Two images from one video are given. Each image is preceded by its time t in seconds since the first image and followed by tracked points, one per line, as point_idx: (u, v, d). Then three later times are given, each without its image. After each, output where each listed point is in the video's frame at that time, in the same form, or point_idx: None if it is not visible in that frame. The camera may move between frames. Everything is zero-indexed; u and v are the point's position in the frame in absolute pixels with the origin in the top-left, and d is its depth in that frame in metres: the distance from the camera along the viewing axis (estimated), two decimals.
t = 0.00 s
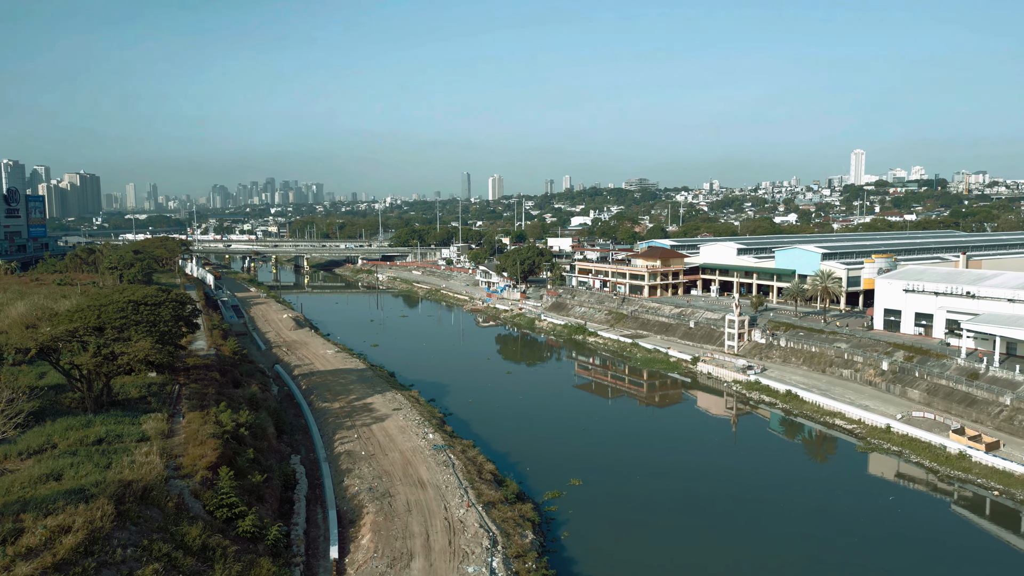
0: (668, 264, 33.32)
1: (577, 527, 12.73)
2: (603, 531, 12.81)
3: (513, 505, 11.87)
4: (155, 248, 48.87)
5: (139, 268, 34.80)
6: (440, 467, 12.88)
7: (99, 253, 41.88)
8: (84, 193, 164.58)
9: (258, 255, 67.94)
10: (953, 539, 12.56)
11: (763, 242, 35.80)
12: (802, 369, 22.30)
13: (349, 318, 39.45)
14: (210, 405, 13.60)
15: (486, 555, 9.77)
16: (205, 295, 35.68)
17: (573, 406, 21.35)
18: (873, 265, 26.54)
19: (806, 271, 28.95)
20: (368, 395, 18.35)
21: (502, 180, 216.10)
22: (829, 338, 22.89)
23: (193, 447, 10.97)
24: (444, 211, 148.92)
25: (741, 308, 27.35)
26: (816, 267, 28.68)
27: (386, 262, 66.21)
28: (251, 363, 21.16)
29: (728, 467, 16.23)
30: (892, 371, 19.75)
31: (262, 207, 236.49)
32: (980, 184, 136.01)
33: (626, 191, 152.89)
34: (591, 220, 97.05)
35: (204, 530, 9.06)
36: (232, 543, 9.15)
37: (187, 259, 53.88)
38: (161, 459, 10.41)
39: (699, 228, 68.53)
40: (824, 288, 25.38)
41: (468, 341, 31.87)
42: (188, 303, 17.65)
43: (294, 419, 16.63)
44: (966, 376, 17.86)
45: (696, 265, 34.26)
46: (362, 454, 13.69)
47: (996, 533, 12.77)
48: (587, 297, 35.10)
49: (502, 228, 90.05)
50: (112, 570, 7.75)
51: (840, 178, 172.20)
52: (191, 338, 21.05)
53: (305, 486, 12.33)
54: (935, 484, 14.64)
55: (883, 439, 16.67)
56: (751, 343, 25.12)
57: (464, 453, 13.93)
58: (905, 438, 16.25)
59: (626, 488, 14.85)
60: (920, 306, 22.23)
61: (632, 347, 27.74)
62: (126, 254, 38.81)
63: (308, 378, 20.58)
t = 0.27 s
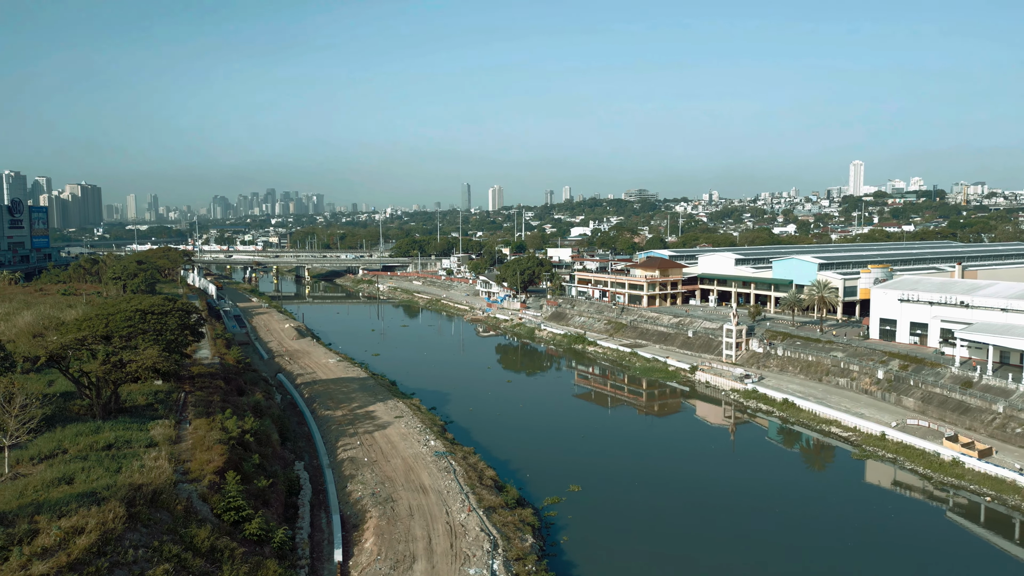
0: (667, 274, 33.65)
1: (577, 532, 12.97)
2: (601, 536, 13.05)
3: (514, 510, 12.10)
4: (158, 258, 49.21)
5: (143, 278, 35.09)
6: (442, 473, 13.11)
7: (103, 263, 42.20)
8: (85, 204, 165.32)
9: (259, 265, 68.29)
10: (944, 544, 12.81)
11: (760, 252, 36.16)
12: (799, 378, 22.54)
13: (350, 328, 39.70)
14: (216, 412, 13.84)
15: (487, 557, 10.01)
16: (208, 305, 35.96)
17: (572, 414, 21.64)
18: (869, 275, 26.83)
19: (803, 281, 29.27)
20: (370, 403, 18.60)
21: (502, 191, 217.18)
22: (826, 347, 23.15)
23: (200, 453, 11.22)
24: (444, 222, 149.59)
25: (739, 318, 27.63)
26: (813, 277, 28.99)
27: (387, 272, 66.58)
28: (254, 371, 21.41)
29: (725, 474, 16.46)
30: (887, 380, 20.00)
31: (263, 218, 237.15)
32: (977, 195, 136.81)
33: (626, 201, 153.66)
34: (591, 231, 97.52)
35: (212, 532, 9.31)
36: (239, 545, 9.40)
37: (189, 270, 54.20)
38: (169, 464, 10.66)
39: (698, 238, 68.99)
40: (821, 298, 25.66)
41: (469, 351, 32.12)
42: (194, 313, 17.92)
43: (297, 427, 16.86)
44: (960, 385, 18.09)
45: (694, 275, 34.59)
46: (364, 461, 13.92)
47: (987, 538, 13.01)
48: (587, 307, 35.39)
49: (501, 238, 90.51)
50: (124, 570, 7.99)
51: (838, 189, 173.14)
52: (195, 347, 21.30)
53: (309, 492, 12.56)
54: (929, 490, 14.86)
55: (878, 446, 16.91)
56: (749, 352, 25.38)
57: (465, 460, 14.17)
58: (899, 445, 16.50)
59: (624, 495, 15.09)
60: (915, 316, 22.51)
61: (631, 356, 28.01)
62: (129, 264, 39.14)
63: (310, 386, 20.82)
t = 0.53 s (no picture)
0: (666, 284, 33.95)
1: (576, 539, 13.23)
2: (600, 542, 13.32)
3: (514, 515, 12.33)
4: (160, 269, 49.55)
5: (146, 288, 35.36)
6: (443, 479, 13.34)
7: (106, 274, 42.51)
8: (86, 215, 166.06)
9: (261, 276, 68.63)
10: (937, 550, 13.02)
11: (758, 262, 36.48)
12: (796, 387, 22.77)
13: (351, 338, 39.93)
14: (221, 420, 14.08)
15: (489, 560, 10.25)
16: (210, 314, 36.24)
17: (571, 422, 21.93)
18: (865, 285, 27.12)
19: (800, 291, 29.56)
20: (372, 411, 18.84)
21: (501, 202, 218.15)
22: (822, 356, 23.41)
23: (207, 458, 11.47)
24: (445, 232, 150.11)
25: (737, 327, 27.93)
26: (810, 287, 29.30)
27: (387, 283, 66.93)
28: (258, 380, 21.65)
29: (723, 482, 16.70)
30: (883, 389, 20.24)
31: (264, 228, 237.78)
32: (975, 206, 137.31)
33: (625, 212, 154.32)
34: (590, 241, 97.88)
35: (220, 534, 9.55)
36: (247, 547, 9.65)
37: (191, 280, 54.52)
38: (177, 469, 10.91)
39: (697, 248, 69.37)
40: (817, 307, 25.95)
41: (469, 360, 32.36)
42: (199, 322, 18.18)
43: (301, 434, 17.09)
44: (954, 393, 18.33)
45: (693, 285, 34.89)
46: (367, 467, 14.16)
47: (978, 543, 13.25)
48: (586, 317, 35.68)
49: (501, 248, 90.94)
50: (136, 570, 8.23)
51: (837, 200, 173.83)
52: (199, 356, 21.55)
53: (313, 497, 12.80)
54: (922, 497, 15.11)
55: (873, 454, 17.16)
56: (746, 361, 25.63)
57: (466, 466, 14.41)
58: (894, 453, 16.74)
59: (623, 503, 15.34)
60: (910, 325, 22.78)
61: (630, 365, 28.27)
62: (132, 275, 39.45)
63: (313, 395, 21.07)
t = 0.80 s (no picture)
0: (664, 293, 34.23)
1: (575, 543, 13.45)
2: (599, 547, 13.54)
3: (514, 519, 12.56)
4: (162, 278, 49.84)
5: (149, 298, 35.61)
6: (445, 485, 13.57)
7: (109, 283, 42.80)
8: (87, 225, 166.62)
9: (262, 285, 68.93)
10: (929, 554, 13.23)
11: (756, 272, 36.77)
12: (793, 395, 23.00)
13: (352, 347, 40.15)
14: (226, 426, 14.33)
15: (490, 562, 10.50)
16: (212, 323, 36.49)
17: (570, 430, 22.19)
18: (861, 294, 27.42)
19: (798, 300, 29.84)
20: (374, 418, 19.08)
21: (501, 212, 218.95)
22: (819, 365, 23.67)
23: (214, 463, 11.73)
24: (445, 242, 150.61)
25: (734, 336, 28.21)
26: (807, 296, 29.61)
27: (388, 292, 67.23)
28: (261, 388, 21.89)
29: (720, 488, 16.93)
30: (878, 397, 20.48)
31: (264, 238, 238.37)
32: (973, 216, 138.03)
33: (624, 222, 154.98)
34: (590, 251, 98.23)
35: (227, 536, 9.80)
36: (253, 549, 9.89)
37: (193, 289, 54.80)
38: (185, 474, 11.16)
39: (696, 258, 69.76)
40: (814, 316, 26.23)
41: (469, 369, 32.58)
42: (204, 330, 18.45)
43: (304, 441, 17.32)
44: (948, 401, 18.57)
45: (691, 294, 35.17)
46: (369, 473, 14.40)
47: (970, 547, 13.49)
48: (586, 326, 35.97)
49: (501, 258, 91.32)
50: (147, 570, 8.47)
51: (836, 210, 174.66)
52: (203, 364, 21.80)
53: (316, 502, 13.03)
54: (916, 502, 15.34)
55: (868, 460, 17.40)
56: (744, 370, 25.86)
57: (467, 472, 14.65)
58: (889, 459, 16.99)
59: (621, 509, 15.57)
60: (905, 334, 23.05)
61: (629, 374, 28.53)
62: (135, 284, 39.75)
63: (315, 403, 21.31)
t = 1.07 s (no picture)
0: (663, 299, 34.54)
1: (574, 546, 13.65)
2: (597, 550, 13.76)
3: (515, 520, 12.82)
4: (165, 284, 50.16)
5: (152, 303, 35.92)
6: (446, 486, 13.83)
7: (112, 289, 43.12)
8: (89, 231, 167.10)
9: (263, 291, 69.25)
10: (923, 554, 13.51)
11: (754, 278, 37.10)
12: (790, 400, 23.24)
13: (353, 353, 40.43)
14: (232, 429, 14.59)
15: (490, 560, 10.76)
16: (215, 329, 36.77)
17: (569, 434, 22.47)
18: (857, 299, 27.71)
19: (795, 306, 30.14)
20: (376, 422, 19.34)
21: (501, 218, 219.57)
22: (816, 370, 23.94)
23: (221, 464, 12.00)
24: (445, 248, 151.07)
25: (732, 342, 28.50)
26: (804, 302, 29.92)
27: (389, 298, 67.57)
28: (264, 392, 22.15)
29: (718, 491, 17.18)
30: (874, 401, 20.74)
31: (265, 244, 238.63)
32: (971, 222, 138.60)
33: (624, 228, 155.52)
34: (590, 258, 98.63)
35: (235, 535, 10.07)
36: (260, 548, 10.16)
37: (195, 295, 55.11)
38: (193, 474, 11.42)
39: (695, 264, 70.15)
40: (811, 321, 26.52)
41: (470, 375, 32.84)
42: (209, 335, 18.72)
43: (307, 444, 17.57)
44: (942, 405, 18.82)
45: (690, 300, 35.48)
46: (372, 475, 14.66)
47: (961, 547, 13.75)
48: (585, 331, 36.27)
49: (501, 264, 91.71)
50: (158, 566, 8.73)
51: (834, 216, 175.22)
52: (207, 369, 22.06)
53: (320, 503, 13.29)
54: (910, 503, 15.59)
55: (863, 463, 17.66)
56: (742, 375, 26.13)
57: (468, 474, 14.91)
58: (884, 462, 17.25)
59: (620, 511, 15.82)
60: (900, 339, 23.33)
61: (628, 379, 28.80)
62: (139, 290, 40.06)
63: (318, 407, 21.57)
